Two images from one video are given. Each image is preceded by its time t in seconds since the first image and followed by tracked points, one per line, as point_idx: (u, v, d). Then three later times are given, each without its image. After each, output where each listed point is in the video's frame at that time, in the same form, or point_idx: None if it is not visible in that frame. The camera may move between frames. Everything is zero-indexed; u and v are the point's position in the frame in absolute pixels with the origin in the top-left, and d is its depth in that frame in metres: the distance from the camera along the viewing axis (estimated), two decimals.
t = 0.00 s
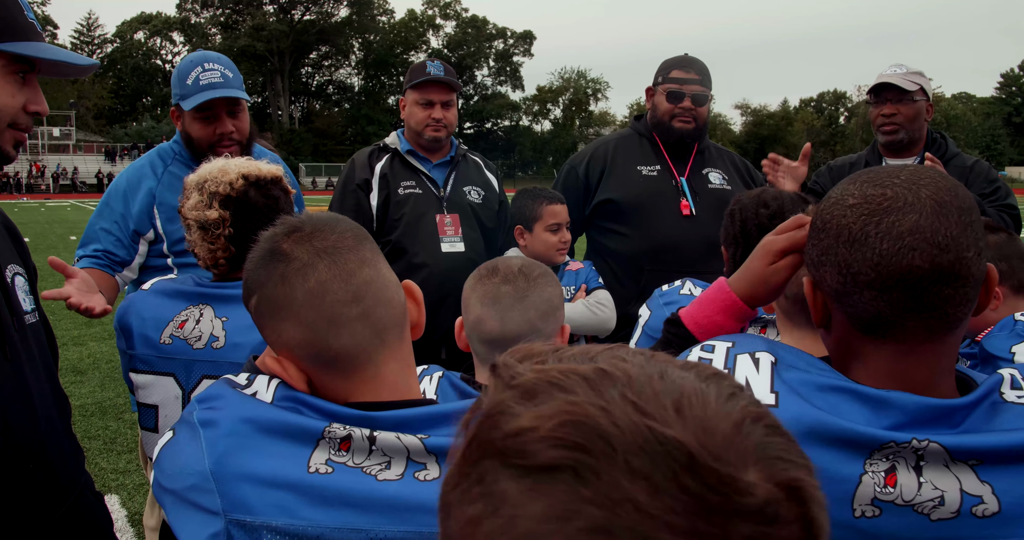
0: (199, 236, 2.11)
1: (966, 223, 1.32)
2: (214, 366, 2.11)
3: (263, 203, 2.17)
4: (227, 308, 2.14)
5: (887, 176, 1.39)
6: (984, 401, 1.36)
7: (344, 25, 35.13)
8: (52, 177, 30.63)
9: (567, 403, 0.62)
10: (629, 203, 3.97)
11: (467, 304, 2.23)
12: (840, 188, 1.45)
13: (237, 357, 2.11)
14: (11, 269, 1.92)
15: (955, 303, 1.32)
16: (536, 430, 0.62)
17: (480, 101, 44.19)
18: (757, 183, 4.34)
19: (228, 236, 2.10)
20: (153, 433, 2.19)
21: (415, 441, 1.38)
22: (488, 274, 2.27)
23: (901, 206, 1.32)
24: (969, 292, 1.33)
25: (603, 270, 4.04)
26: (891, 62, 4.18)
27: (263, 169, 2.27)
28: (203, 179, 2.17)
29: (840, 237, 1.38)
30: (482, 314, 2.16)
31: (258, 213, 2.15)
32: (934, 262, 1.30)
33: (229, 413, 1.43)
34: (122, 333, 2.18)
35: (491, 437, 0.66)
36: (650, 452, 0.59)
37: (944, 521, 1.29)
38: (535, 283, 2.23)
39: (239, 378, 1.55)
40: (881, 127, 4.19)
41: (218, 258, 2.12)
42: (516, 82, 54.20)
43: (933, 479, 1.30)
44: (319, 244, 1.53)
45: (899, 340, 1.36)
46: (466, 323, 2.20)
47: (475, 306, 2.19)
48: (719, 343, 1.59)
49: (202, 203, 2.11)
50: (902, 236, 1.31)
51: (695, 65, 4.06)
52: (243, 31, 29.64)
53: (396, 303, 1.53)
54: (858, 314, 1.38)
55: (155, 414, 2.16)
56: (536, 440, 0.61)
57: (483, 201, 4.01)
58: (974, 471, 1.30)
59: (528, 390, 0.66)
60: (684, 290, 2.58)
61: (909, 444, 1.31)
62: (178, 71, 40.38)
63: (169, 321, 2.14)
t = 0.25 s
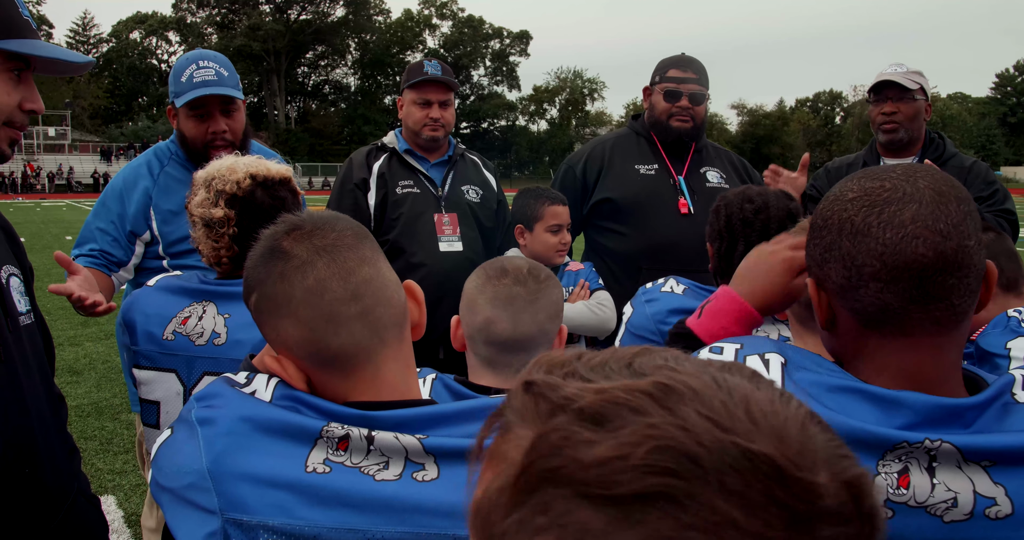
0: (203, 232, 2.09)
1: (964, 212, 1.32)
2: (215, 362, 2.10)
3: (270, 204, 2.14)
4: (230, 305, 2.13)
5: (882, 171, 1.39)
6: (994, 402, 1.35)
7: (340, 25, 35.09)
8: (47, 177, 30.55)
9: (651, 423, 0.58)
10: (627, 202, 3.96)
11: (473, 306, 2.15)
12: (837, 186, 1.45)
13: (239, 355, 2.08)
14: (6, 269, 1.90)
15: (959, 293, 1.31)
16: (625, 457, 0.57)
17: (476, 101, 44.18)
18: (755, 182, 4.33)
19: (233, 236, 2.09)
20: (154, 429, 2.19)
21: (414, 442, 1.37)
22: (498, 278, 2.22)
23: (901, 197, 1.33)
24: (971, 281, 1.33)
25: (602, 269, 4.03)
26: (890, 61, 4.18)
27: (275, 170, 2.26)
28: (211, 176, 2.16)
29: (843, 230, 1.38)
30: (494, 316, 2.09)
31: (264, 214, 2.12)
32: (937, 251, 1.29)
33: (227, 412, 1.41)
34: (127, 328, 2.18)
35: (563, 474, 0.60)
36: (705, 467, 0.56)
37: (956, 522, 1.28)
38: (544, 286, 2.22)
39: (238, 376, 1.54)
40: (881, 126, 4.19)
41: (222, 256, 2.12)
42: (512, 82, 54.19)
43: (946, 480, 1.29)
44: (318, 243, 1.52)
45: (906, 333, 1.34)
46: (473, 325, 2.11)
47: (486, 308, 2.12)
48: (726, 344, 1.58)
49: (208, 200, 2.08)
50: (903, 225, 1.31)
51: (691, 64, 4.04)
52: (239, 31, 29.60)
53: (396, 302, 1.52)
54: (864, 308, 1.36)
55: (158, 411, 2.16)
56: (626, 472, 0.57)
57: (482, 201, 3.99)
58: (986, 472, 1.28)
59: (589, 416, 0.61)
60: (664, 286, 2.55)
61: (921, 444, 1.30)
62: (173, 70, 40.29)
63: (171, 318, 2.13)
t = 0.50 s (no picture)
0: (205, 231, 2.10)
1: (983, 222, 1.32)
2: (217, 364, 2.10)
3: (274, 208, 2.15)
4: (231, 308, 2.12)
5: (916, 172, 1.41)
6: (984, 400, 1.36)
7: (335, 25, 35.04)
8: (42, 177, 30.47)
9: (754, 448, 0.53)
10: (624, 203, 3.97)
11: (497, 311, 2.10)
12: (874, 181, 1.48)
13: (240, 357, 2.08)
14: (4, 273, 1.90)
15: (962, 301, 1.31)
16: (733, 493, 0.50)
17: (472, 101, 44.16)
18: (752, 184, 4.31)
19: (234, 237, 2.09)
20: (158, 431, 2.21)
21: (415, 444, 1.38)
22: (523, 286, 2.18)
23: (921, 197, 1.35)
24: (979, 293, 1.32)
25: (598, 270, 4.03)
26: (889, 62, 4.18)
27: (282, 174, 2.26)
28: (218, 176, 2.16)
29: (859, 221, 1.41)
30: (523, 325, 2.08)
31: (265, 217, 2.13)
32: (942, 255, 1.30)
33: (229, 415, 1.41)
34: (128, 330, 2.19)
35: (654, 523, 0.51)
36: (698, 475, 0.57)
37: (946, 516, 1.28)
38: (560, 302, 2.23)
39: (239, 380, 1.53)
40: (879, 127, 4.20)
41: (222, 256, 2.11)
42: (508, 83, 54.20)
43: (935, 473, 1.29)
44: (319, 246, 1.52)
45: (902, 331, 1.36)
46: (494, 333, 2.06)
47: (513, 316, 2.09)
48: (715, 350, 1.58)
49: (214, 198, 2.10)
50: (913, 223, 1.33)
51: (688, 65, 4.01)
52: (234, 31, 29.52)
53: (397, 305, 1.52)
54: (864, 298, 1.40)
55: (161, 413, 2.18)
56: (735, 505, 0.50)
57: (481, 202, 4.00)
58: (974, 465, 1.29)
59: (671, 452, 0.53)
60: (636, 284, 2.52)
61: (909, 437, 1.31)
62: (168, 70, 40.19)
63: (173, 320, 2.13)
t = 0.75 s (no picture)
0: (201, 229, 2.10)
1: (975, 226, 1.32)
2: (210, 365, 2.09)
3: (272, 210, 2.14)
4: (224, 308, 2.12)
5: (908, 172, 1.40)
6: (969, 392, 1.37)
7: (331, 26, 35.00)
8: (36, 178, 30.37)
9: (770, 444, 0.56)
10: (619, 204, 3.98)
11: (501, 315, 2.09)
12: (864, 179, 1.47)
13: (232, 358, 2.08)
14: None
15: (951, 304, 1.32)
16: (751, 496, 0.53)
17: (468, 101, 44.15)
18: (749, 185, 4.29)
19: (231, 237, 2.09)
20: (154, 430, 2.20)
21: (412, 445, 1.38)
22: (527, 289, 2.16)
23: (914, 199, 1.34)
24: (968, 295, 1.33)
25: (594, 270, 4.04)
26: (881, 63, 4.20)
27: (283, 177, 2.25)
28: (220, 175, 2.17)
29: (851, 221, 1.40)
30: (526, 328, 2.07)
31: (264, 220, 2.12)
32: (934, 258, 1.30)
33: (227, 417, 1.41)
34: (123, 329, 2.18)
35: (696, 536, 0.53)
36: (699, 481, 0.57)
37: (951, 509, 1.30)
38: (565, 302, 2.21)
39: (238, 381, 1.53)
40: (874, 129, 4.20)
41: (217, 255, 2.12)
42: (502, 83, 54.23)
43: (937, 468, 1.31)
44: (316, 248, 1.52)
45: (892, 332, 1.36)
46: (497, 337, 2.06)
47: (517, 320, 2.08)
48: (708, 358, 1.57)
49: (212, 197, 2.11)
50: (907, 226, 1.32)
51: (683, 65, 4.03)
52: (230, 31, 29.45)
53: (394, 306, 1.52)
54: (855, 299, 1.40)
55: (156, 413, 2.16)
56: (778, 501, 0.53)
57: (478, 202, 4.00)
58: (972, 456, 1.31)
59: (703, 461, 0.55)
60: (607, 285, 2.54)
61: (910, 434, 1.32)
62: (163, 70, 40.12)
63: (167, 320, 2.12)
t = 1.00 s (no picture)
0: (184, 227, 2.09)
1: (966, 225, 1.33)
2: (186, 365, 2.07)
3: (256, 212, 2.11)
4: (203, 308, 2.10)
5: (893, 172, 1.39)
6: (958, 388, 1.38)
7: (319, 24, 34.86)
8: (20, 177, 30.11)
9: (773, 446, 0.59)
10: (607, 203, 3.97)
11: (488, 313, 2.08)
12: (847, 179, 1.44)
13: (207, 358, 2.06)
14: None
15: (948, 303, 1.33)
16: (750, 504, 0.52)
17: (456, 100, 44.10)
18: (737, 183, 4.27)
19: (212, 237, 2.07)
20: (131, 428, 2.20)
21: (395, 445, 1.36)
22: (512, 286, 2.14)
23: (908, 201, 1.33)
24: (961, 293, 1.34)
25: (581, 270, 4.02)
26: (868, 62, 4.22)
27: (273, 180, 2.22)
28: (206, 174, 2.15)
29: (844, 226, 1.38)
30: (511, 325, 2.06)
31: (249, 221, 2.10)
32: (933, 260, 1.31)
33: (210, 418, 1.39)
34: (108, 326, 2.19)
35: None
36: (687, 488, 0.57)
37: (951, 509, 1.30)
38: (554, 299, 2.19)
39: (222, 382, 1.51)
40: (863, 127, 4.19)
41: (198, 255, 2.11)
42: (491, 82, 54.20)
43: (937, 469, 1.30)
44: (299, 247, 1.50)
45: (891, 336, 1.36)
46: (483, 332, 2.06)
47: (502, 316, 2.07)
48: (701, 363, 1.55)
49: (196, 198, 2.09)
50: (906, 230, 1.31)
51: (672, 65, 4.04)
52: (216, 29, 29.28)
53: (379, 305, 1.50)
54: (852, 305, 1.37)
55: (134, 411, 2.16)
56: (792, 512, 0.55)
57: (465, 201, 3.99)
58: (967, 455, 1.31)
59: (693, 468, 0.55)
60: (580, 288, 2.54)
61: (910, 435, 1.31)
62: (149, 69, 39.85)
63: (148, 318, 2.10)
